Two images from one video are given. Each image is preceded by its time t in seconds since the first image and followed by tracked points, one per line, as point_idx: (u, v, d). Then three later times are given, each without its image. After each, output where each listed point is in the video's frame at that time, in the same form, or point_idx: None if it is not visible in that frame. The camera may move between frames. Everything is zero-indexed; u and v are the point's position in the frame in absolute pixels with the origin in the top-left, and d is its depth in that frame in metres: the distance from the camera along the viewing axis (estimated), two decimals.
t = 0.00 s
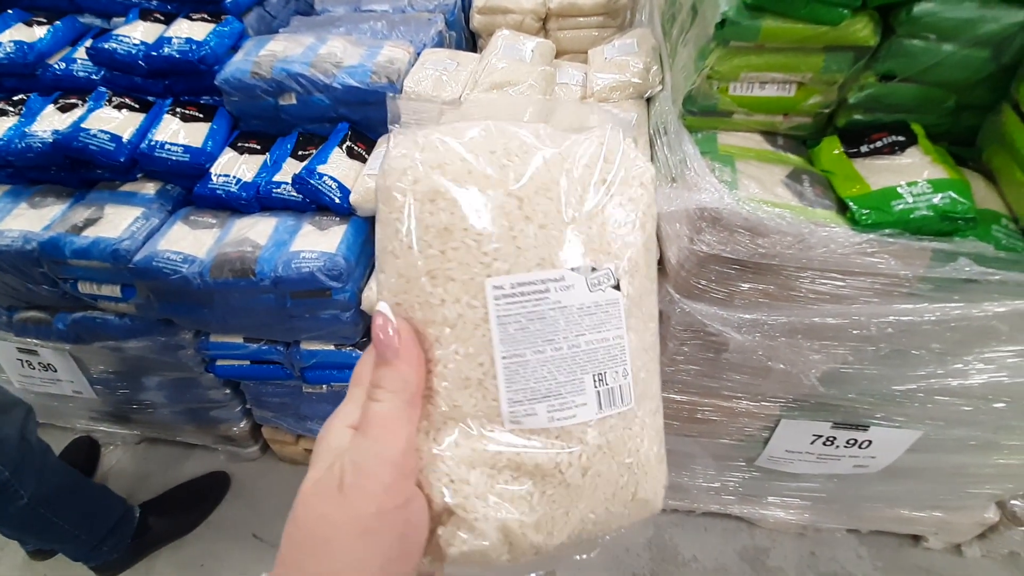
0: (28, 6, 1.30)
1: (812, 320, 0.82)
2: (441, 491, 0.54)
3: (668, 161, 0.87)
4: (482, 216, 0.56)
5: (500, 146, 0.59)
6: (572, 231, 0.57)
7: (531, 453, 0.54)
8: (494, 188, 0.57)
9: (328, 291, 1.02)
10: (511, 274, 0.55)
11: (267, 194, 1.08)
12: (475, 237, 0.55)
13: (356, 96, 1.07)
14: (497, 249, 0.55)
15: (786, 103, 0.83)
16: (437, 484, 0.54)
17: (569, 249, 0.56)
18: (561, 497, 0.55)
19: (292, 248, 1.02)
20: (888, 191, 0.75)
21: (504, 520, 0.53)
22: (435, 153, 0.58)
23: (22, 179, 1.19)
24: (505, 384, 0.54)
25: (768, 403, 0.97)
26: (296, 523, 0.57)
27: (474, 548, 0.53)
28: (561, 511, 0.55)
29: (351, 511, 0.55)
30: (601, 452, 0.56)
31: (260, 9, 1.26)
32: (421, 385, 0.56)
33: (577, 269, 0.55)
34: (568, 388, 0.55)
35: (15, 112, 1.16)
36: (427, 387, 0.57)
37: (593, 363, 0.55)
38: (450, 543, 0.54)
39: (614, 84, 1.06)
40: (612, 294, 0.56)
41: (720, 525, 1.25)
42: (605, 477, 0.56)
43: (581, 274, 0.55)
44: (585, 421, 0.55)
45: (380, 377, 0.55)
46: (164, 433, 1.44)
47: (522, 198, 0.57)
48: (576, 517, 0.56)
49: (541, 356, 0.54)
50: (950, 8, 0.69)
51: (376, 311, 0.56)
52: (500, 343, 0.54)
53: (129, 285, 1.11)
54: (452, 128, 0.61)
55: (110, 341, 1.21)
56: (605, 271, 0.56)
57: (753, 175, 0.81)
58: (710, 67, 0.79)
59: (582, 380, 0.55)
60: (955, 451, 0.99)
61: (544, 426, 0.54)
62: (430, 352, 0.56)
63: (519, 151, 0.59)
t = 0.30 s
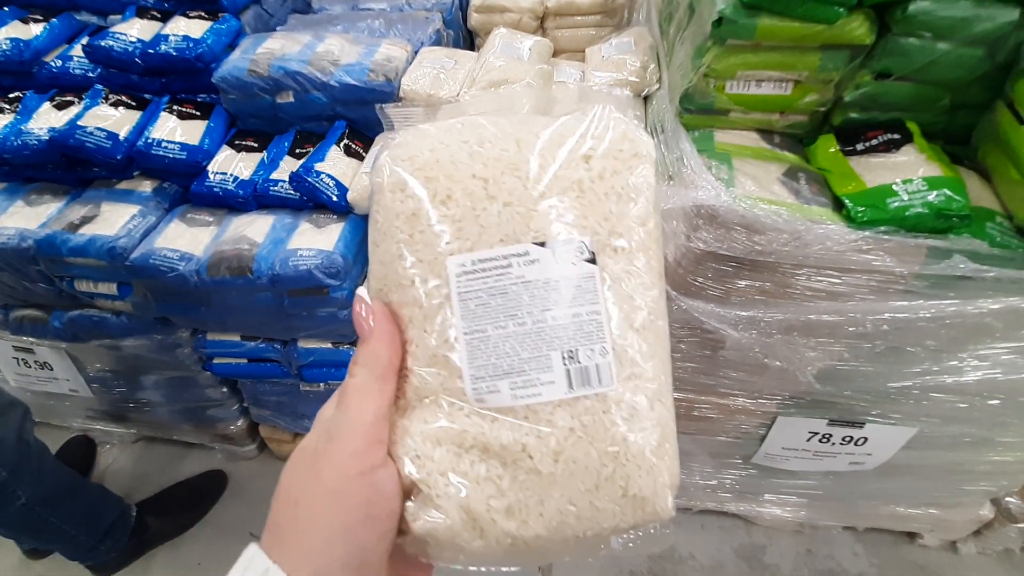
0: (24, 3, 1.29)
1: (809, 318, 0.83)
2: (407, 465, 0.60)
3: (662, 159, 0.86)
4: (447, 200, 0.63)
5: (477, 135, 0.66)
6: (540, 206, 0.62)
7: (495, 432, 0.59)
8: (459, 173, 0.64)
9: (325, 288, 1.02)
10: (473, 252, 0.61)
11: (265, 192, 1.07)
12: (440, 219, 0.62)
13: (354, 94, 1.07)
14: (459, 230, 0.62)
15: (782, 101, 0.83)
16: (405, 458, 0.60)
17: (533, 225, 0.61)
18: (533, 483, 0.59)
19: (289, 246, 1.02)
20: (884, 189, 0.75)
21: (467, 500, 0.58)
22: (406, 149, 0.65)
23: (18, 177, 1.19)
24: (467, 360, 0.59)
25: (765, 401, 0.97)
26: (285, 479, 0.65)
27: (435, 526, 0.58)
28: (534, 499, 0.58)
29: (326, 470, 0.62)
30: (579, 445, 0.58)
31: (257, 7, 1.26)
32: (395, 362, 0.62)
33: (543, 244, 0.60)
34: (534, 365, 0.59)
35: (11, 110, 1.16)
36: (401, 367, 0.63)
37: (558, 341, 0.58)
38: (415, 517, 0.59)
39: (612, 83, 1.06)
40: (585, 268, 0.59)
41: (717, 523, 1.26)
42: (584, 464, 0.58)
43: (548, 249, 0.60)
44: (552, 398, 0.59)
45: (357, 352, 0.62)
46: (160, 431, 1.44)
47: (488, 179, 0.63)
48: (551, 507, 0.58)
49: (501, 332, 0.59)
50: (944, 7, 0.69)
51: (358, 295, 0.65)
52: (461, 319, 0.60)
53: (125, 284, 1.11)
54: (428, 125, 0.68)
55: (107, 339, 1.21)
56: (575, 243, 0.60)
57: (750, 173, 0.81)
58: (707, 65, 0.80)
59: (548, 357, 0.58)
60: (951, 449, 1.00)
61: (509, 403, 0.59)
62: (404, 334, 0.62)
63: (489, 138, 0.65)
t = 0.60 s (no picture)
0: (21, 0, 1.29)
1: (805, 315, 0.83)
2: (394, 441, 0.61)
3: (663, 157, 0.87)
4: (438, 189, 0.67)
5: (469, 133, 0.69)
6: (526, 194, 0.66)
7: (477, 409, 0.61)
8: (450, 165, 0.68)
9: (323, 286, 1.02)
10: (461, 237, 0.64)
11: (262, 190, 1.07)
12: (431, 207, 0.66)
13: (352, 93, 1.07)
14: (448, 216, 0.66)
15: (780, 100, 0.84)
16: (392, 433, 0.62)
17: (518, 211, 0.65)
18: (514, 461, 0.60)
19: (287, 244, 1.02)
20: (881, 187, 0.75)
21: (448, 475, 0.59)
22: (403, 145, 0.70)
23: (15, 175, 1.18)
24: (451, 339, 0.62)
25: (762, 399, 0.97)
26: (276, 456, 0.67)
27: (417, 502, 0.59)
28: (515, 478, 0.59)
29: (314, 444, 0.64)
30: (561, 427, 0.60)
31: (255, 5, 1.26)
32: (386, 343, 0.65)
33: (528, 229, 0.63)
34: (517, 344, 0.61)
35: (8, 108, 1.15)
36: (392, 349, 0.66)
37: (540, 321, 0.61)
38: (398, 492, 0.60)
39: (609, 82, 1.06)
40: (567, 252, 0.63)
41: (714, 521, 1.26)
42: (563, 442, 0.60)
43: (533, 234, 0.63)
44: (533, 377, 0.60)
45: (351, 333, 0.66)
46: (157, 430, 1.44)
47: (476, 170, 0.67)
48: (532, 486, 0.59)
49: (484, 313, 0.61)
50: (941, 6, 0.69)
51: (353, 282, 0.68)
52: (446, 300, 0.62)
53: (122, 282, 1.11)
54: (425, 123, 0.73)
55: (104, 337, 1.21)
56: (559, 230, 0.64)
57: (747, 171, 0.82)
58: (705, 63, 0.80)
59: (530, 336, 0.61)
60: (947, 446, 1.01)
61: (490, 381, 0.61)
62: (396, 317, 0.66)
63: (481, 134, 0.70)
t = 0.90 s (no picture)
0: None
1: (804, 315, 0.83)
2: (382, 415, 0.60)
3: (662, 157, 0.89)
4: (426, 172, 0.67)
5: (455, 128, 0.72)
6: (510, 170, 0.66)
7: (467, 376, 0.59)
8: (439, 151, 0.69)
9: (320, 286, 1.01)
10: (446, 212, 0.65)
11: (259, 189, 1.07)
12: (418, 190, 0.66)
13: (350, 91, 1.07)
14: (435, 196, 0.66)
15: (778, 99, 0.83)
16: (380, 407, 0.60)
17: (502, 184, 0.65)
18: (506, 430, 0.58)
19: (284, 243, 1.01)
20: (880, 186, 0.75)
21: (437, 447, 0.58)
22: (394, 138, 0.71)
23: (9, 173, 1.18)
24: (438, 306, 0.61)
25: (760, 398, 0.97)
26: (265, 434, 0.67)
27: (405, 476, 0.57)
28: (509, 447, 0.58)
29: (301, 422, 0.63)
30: (558, 398, 0.58)
31: (251, 2, 1.25)
32: (376, 323, 0.64)
33: (512, 200, 0.64)
34: (504, 306, 0.60)
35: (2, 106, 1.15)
36: (383, 329, 0.65)
37: (527, 282, 0.60)
38: (386, 469, 0.57)
39: (607, 81, 1.06)
40: (551, 217, 0.63)
41: (712, 521, 1.26)
42: (559, 404, 0.58)
43: (517, 203, 0.63)
44: (522, 337, 0.59)
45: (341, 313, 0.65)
46: (153, 430, 1.43)
47: (463, 153, 0.68)
48: (527, 454, 0.57)
49: (471, 278, 0.61)
50: (939, 5, 0.69)
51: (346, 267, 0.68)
52: (433, 270, 0.62)
53: (118, 281, 1.10)
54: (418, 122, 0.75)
55: (99, 337, 1.20)
56: (543, 199, 0.64)
57: (746, 170, 0.81)
58: (703, 62, 0.80)
59: (518, 297, 0.60)
60: (944, 446, 1.01)
61: (479, 343, 0.59)
62: (387, 297, 0.65)
63: (471, 127, 0.71)
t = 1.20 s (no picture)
0: None
1: (805, 315, 0.82)
2: (375, 417, 0.58)
3: (662, 157, 0.90)
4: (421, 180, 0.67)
5: (446, 141, 0.72)
6: (503, 177, 0.66)
7: (463, 378, 0.58)
8: (433, 161, 0.69)
9: (317, 286, 1.00)
10: (440, 217, 0.64)
11: (255, 188, 1.06)
12: (414, 197, 0.66)
13: (347, 90, 1.06)
14: (430, 202, 0.65)
15: (779, 98, 0.83)
16: (373, 411, 0.59)
17: (496, 192, 0.65)
18: (504, 429, 0.57)
19: (281, 243, 1.00)
20: (881, 186, 0.75)
21: (434, 448, 0.56)
22: (387, 150, 0.71)
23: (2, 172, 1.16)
24: (433, 309, 0.60)
25: (760, 399, 0.97)
26: (249, 443, 0.65)
27: (401, 478, 0.55)
28: (506, 446, 0.56)
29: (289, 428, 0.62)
30: (555, 395, 0.57)
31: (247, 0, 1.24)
32: (369, 326, 0.63)
33: (506, 205, 0.64)
34: (499, 306, 0.59)
35: None
36: (376, 333, 0.64)
37: (522, 282, 0.59)
38: (380, 472, 0.56)
39: (606, 80, 1.06)
40: (545, 223, 0.63)
41: (711, 521, 1.26)
42: (557, 403, 0.57)
43: (511, 210, 0.63)
44: (517, 338, 0.58)
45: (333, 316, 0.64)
46: (149, 431, 1.42)
47: (456, 162, 0.68)
48: (524, 453, 0.56)
49: (466, 280, 0.60)
50: (941, 4, 0.69)
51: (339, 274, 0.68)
52: (428, 273, 0.61)
53: (113, 281, 1.09)
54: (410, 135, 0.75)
55: (94, 338, 1.19)
56: (536, 205, 0.64)
57: (747, 170, 0.81)
58: (704, 61, 0.79)
59: (513, 297, 0.59)
60: (944, 446, 1.00)
61: (475, 344, 0.58)
62: (380, 300, 0.64)
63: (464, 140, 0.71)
